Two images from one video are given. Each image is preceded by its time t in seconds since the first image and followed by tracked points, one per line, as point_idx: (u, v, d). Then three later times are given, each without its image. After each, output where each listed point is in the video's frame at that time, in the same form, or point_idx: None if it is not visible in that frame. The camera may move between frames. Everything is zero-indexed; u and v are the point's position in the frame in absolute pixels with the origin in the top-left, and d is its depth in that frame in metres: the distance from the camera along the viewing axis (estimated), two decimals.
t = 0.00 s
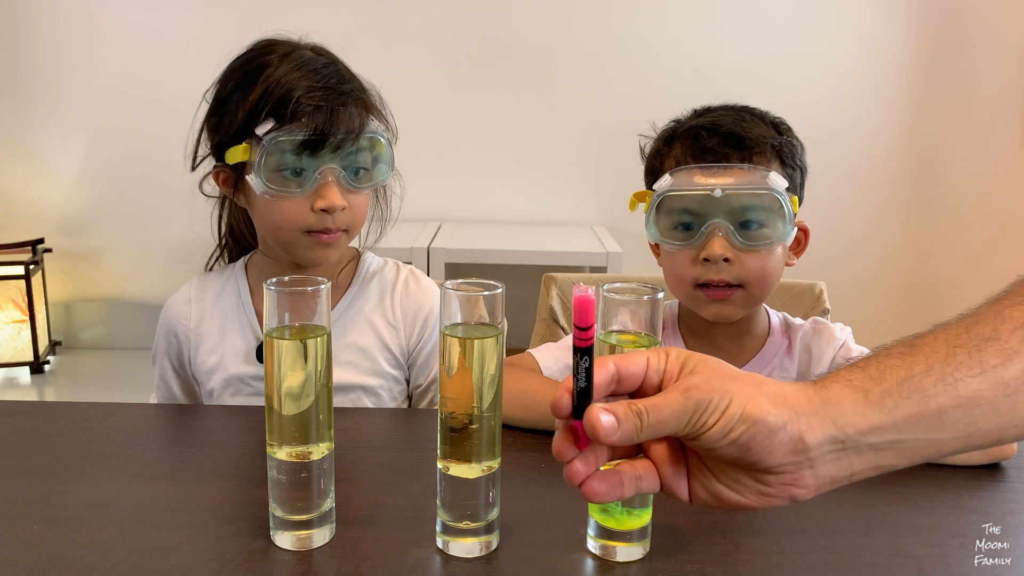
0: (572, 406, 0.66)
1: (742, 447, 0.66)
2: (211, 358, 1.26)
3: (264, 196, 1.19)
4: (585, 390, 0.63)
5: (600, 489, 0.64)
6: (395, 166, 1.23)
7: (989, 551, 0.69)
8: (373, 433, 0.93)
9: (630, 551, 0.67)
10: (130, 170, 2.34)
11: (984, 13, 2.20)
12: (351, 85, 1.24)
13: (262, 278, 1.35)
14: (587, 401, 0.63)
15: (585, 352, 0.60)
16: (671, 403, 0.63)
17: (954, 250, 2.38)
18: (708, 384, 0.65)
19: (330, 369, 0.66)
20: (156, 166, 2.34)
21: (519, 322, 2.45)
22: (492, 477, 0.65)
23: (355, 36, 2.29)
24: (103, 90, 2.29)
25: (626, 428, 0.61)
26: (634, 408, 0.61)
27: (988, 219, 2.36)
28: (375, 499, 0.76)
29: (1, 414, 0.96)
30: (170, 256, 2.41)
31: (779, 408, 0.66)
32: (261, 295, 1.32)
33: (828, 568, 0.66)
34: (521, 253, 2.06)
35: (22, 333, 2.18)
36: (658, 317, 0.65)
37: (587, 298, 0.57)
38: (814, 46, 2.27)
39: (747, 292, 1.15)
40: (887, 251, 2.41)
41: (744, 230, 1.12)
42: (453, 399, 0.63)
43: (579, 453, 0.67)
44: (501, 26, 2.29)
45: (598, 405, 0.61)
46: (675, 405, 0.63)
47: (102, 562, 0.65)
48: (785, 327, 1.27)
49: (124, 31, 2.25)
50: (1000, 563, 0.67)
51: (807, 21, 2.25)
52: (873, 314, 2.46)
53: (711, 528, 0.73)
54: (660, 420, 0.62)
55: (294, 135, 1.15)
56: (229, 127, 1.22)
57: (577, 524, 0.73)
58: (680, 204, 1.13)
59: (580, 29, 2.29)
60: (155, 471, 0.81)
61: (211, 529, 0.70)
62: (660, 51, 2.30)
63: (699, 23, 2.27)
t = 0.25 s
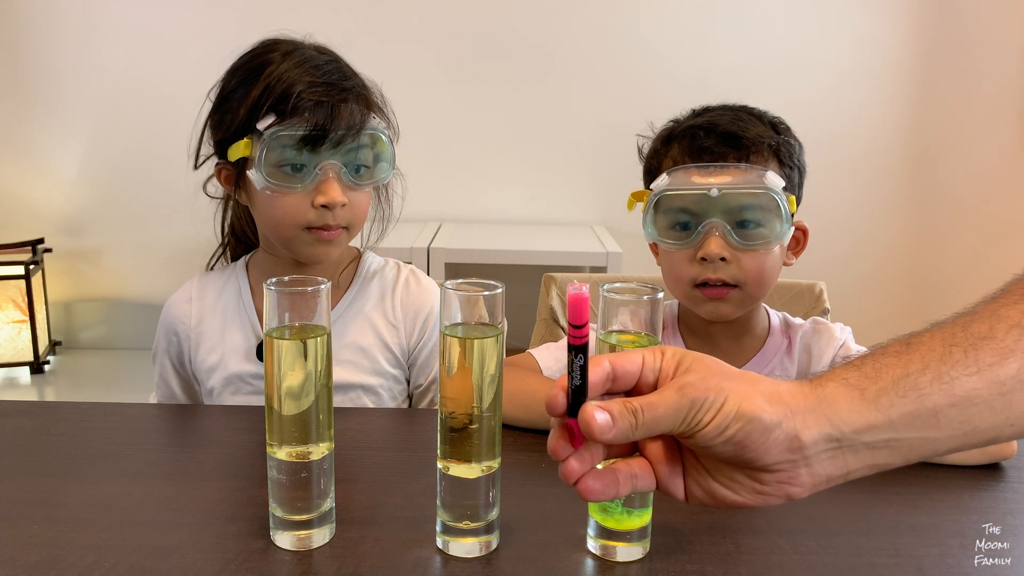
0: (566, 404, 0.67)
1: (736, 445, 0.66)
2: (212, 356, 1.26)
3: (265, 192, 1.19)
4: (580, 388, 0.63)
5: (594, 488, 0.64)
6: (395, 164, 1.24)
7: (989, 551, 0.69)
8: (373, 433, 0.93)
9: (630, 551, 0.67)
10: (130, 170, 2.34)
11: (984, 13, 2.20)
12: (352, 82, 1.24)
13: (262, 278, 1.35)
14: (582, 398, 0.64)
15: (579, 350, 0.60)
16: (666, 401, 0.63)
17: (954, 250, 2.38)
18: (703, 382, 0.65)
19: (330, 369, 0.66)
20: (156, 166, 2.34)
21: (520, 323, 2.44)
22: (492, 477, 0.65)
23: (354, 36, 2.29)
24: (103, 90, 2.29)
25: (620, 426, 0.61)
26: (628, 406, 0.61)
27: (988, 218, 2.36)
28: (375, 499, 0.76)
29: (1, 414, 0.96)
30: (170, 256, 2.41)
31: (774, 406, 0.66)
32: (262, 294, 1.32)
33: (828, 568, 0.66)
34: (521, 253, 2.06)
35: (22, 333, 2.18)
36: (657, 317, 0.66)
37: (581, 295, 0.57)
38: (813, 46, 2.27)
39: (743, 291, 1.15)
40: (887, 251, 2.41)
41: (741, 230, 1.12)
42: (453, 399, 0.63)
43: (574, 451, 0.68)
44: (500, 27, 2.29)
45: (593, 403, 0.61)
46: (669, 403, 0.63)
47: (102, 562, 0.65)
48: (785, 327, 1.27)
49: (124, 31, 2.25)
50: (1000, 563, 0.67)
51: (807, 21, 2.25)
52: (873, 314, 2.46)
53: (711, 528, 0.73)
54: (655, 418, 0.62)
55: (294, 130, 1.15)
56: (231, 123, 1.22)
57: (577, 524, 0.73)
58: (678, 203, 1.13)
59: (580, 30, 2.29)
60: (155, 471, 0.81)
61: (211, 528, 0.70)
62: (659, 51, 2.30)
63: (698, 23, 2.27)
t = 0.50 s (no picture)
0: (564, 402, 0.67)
1: (734, 442, 0.66)
2: (211, 354, 1.26)
3: (265, 192, 1.19)
4: (577, 386, 0.63)
5: (592, 485, 0.64)
6: (396, 165, 1.23)
7: (989, 551, 0.68)
8: (373, 433, 0.93)
9: (630, 551, 0.67)
10: (130, 170, 2.34)
11: (984, 13, 2.20)
12: (354, 83, 1.24)
13: (262, 278, 1.35)
14: (579, 396, 0.63)
15: (577, 348, 0.60)
16: (664, 399, 0.63)
17: (954, 250, 2.38)
18: (701, 380, 0.65)
19: (330, 369, 0.66)
20: (156, 166, 2.34)
21: (520, 323, 2.44)
22: (492, 477, 0.65)
23: (354, 36, 2.29)
24: (104, 90, 2.29)
25: (618, 423, 0.61)
26: (626, 404, 0.61)
27: (988, 219, 2.36)
28: (375, 499, 0.76)
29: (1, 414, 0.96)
30: (170, 256, 2.41)
31: (773, 403, 0.66)
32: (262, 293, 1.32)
33: (828, 568, 0.66)
34: (521, 253, 2.06)
35: (22, 333, 2.18)
36: (658, 317, 0.66)
37: (578, 293, 0.57)
38: (813, 46, 2.27)
39: (740, 291, 1.15)
40: (887, 251, 2.41)
41: (737, 231, 1.12)
42: (453, 399, 0.63)
43: (572, 448, 0.67)
44: (500, 27, 2.29)
45: (591, 401, 0.61)
46: (667, 401, 0.63)
47: (102, 562, 0.65)
48: (785, 327, 1.27)
49: (124, 31, 2.25)
50: (1000, 563, 0.67)
51: (807, 21, 2.25)
52: (873, 314, 2.46)
53: (711, 528, 0.73)
54: (653, 415, 0.62)
55: (295, 130, 1.15)
56: (231, 122, 1.22)
57: (577, 524, 0.73)
58: (675, 204, 1.13)
59: (580, 30, 2.29)
60: (155, 471, 0.81)
61: (211, 529, 0.70)
62: (659, 51, 2.30)
63: (699, 24, 2.27)
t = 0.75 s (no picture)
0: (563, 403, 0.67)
1: (733, 441, 0.67)
2: (212, 352, 1.26)
3: (265, 192, 1.19)
4: (576, 386, 0.63)
5: (592, 485, 0.64)
6: (395, 164, 1.24)
7: (989, 551, 0.68)
8: (373, 433, 0.93)
9: (630, 551, 0.67)
10: (130, 170, 2.34)
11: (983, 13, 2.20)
12: (353, 82, 1.24)
13: (262, 277, 1.35)
14: (578, 397, 0.63)
15: (576, 348, 0.60)
16: (663, 398, 0.63)
17: (954, 250, 2.38)
18: (700, 379, 0.65)
19: (330, 369, 0.66)
20: (156, 166, 2.34)
21: (520, 323, 2.44)
22: (492, 477, 0.65)
23: (354, 36, 2.29)
24: (103, 90, 2.29)
25: (618, 424, 0.61)
26: (625, 404, 0.61)
27: (988, 218, 2.36)
28: (375, 499, 0.76)
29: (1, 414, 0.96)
30: (170, 256, 2.41)
31: (771, 403, 0.66)
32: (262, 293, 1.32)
33: (828, 568, 0.66)
34: (521, 253, 2.06)
35: (22, 333, 2.18)
36: (658, 317, 0.66)
37: (576, 293, 0.57)
38: (813, 46, 2.27)
39: (738, 292, 1.15)
40: (887, 251, 2.41)
41: (735, 232, 1.12)
42: (453, 399, 0.63)
43: (572, 448, 0.67)
44: (500, 27, 2.29)
45: (590, 401, 0.61)
46: (667, 401, 0.63)
47: (103, 562, 0.65)
48: (784, 327, 1.27)
49: (124, 31, 2.25)
50: (1000, 563, 0.67)
51: (807, 21, 2.25)
52: (873, 314, 2.46)
53: (711, 528, 0.73)
54: (652, 415, 0.62)
55: (293, 129, 1.15)
56: (231, 122, 1.22)
57: (577, 524, 0.73)
58: (672, 206, 1.13)
59: (580, 30, 2.29)
60: (155, 471, 0.81)
61: (210, 529, 0.70)
62: (659, 51, 2.30)
63: (698, 24, 2.27)
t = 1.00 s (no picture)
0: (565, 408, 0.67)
1: (736, 445, 0.66)
2: (215, 352, 1.26)
3: (265, 192, 1.19)
4: (578, 391, 0.63)
5: (595, 489, 0.64)
6: (395, 163, 1.24)
7: (989, 551, 0.68)
8: (373, 433, 0.93)
9: (630, 551, 0.67)
10: (129, 170, 2.34)
11: (983, 12, 2.20)
12: (352, 82, 1.24)
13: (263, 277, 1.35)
14: (580, 401, 0.63)
15: (578, 353, 0.60)
16: (665, 402, 0.63)
17: (954, 249, 2.38)
18: (702, 383, 0.65)
19: (330, 369, 0.66)
20: (156, 166, 2.34)
21: (519, 323, 2.44)
22: (492, 477, 0.65)
23: (354, 35, 2.29)
24: (103, 89, 2.29)
25: (620, 428, 0.61)
26: (627, 408, 0.61)
27: (988, 218, 2.36)
28: (375, 499, 0.76)
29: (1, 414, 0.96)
30: (171, 255, 2.41)
31: (774, 406, 0.66)
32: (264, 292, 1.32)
33: (828, 568, 0.66)
34: (521, 253, 2.06)
35: (22, 333, 2.18)
36: (658, 316, 0.66)
37: (578, 298, 0.58)
38: (813, 45, 2.27)
39: (734, 296, 1.15)
40: (886, 251, 2.41)
41: (732, 237, 1.12)
42: (453, 399, 0.63)
43: (574, 454, 0.68)
44: (500, 27, 2.29)
45: (592, 406, 0.61)
46: (668, 404, 0.63)
47: (103, 562, 0.65)
48: (784, 326, 1.27)
49: (124, 31, 2.25)
50: (1000, 563, 0.67)
51: (806, 21, 2.25)
52: (873, 314, 2.46)
53: (711, 527, 0.73)
54: (654, 419, 0.62)
55: (293, 129, 1.15)
56: (231, 122, 1.22)
57: (577, 524, 0.73)
58: (669, 210, 1.13)
59: (580, 30, 2.29)
60: (155, 471, 0.81)
61: (210, 528, 0.70)
62: (659, 50, 2.29)
63: (698, 24, 2.27)
